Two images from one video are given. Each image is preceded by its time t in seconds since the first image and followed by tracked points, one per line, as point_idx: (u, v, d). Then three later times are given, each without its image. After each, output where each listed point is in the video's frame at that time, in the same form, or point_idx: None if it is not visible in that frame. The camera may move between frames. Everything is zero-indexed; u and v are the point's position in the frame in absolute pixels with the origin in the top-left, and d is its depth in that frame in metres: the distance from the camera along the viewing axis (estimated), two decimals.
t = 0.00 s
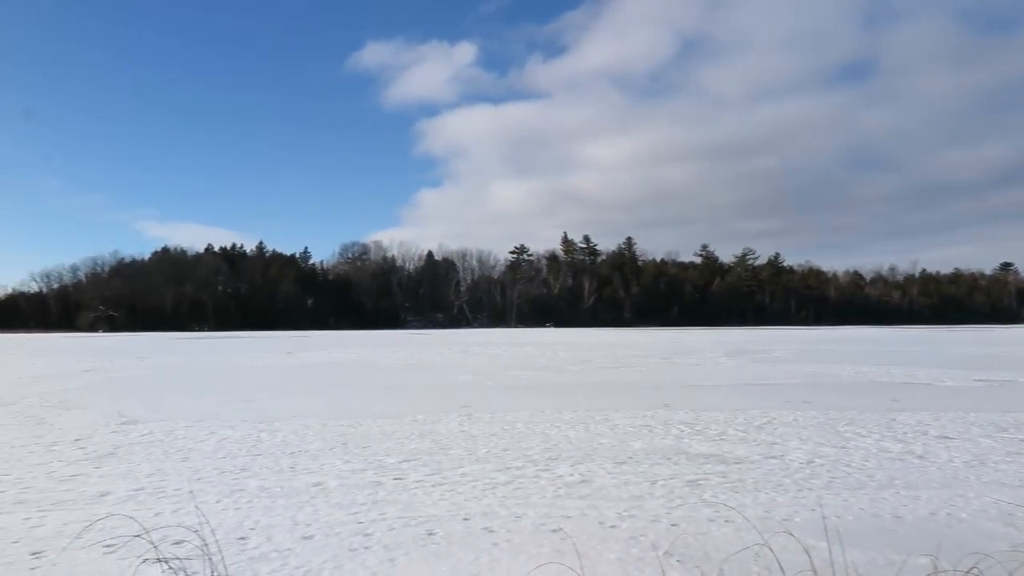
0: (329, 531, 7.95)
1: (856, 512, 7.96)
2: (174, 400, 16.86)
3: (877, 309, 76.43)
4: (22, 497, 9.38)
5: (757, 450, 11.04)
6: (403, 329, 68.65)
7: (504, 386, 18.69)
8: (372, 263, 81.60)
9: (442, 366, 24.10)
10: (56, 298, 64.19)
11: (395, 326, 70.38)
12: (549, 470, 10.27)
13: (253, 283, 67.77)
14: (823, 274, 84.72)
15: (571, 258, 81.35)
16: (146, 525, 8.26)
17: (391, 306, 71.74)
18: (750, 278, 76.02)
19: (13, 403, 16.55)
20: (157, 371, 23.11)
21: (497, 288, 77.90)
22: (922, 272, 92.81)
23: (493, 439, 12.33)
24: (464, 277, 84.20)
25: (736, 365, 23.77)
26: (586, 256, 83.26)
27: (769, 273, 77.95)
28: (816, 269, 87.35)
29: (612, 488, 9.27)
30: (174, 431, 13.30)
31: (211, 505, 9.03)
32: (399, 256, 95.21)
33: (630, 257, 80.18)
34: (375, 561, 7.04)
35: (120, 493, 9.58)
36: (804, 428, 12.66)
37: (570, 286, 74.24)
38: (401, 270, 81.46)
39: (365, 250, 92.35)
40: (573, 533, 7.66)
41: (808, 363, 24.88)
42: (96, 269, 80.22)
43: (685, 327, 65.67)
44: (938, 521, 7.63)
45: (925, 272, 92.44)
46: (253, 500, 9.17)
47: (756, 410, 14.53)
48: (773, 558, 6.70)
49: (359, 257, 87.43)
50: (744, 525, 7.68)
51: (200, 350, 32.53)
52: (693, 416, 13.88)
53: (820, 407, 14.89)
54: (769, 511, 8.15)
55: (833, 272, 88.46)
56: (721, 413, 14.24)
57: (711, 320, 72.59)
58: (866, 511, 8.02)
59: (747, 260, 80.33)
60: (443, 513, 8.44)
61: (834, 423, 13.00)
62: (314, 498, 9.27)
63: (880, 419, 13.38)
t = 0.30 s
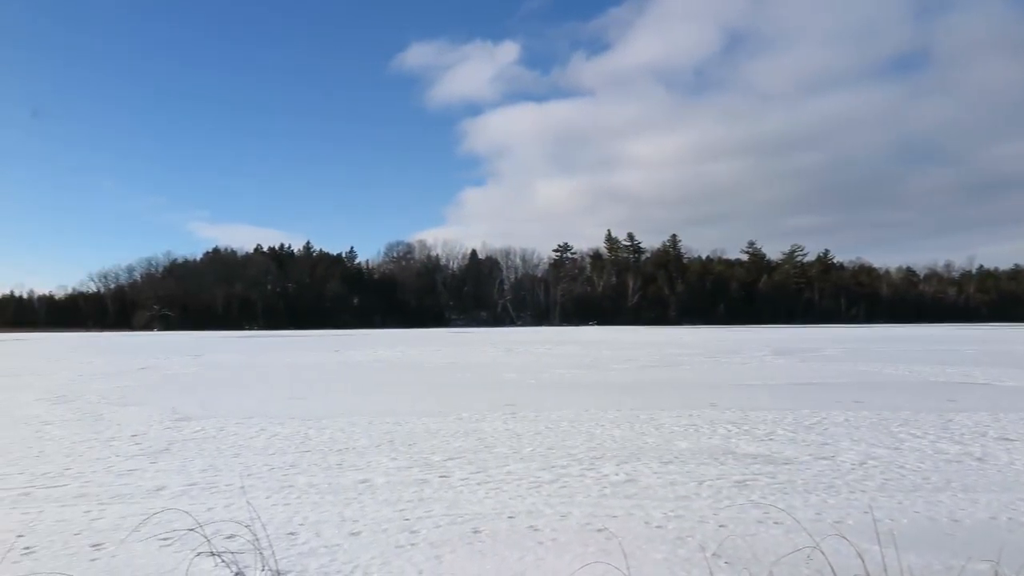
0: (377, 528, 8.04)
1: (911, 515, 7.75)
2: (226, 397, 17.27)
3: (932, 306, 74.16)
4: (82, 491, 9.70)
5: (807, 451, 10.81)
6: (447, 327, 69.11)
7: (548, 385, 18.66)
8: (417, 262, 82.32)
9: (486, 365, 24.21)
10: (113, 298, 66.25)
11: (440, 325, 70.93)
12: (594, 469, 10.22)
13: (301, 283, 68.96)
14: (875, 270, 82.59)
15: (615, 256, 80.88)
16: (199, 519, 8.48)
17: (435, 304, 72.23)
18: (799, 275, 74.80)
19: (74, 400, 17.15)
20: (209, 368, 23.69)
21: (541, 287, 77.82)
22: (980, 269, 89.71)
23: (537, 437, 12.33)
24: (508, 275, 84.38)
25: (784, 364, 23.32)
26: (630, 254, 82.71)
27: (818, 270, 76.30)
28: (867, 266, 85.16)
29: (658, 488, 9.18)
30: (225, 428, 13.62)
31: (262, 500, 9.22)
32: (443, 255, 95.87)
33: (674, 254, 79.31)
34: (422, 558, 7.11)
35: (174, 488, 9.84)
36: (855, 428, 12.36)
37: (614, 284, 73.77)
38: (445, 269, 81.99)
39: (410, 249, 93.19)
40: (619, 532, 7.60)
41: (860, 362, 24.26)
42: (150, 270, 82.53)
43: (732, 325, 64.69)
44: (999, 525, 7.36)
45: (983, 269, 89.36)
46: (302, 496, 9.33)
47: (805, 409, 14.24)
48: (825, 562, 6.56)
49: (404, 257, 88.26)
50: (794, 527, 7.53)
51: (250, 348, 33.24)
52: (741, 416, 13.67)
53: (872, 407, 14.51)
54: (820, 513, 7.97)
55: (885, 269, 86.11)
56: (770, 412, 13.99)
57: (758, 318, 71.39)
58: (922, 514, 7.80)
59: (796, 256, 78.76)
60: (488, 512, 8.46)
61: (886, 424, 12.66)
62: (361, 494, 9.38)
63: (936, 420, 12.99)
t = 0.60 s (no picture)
0: (420, 525, 8.11)
1: (964, 519, 7.52)
2: (272, 394, 17.64)
3: (986, 303, 71.83)
4: (136, 485, 10.00)
5: (855, 451, 10.59)
6: (488, 326, 69.35)
7: (589, 383, 18.62)
8: (458, 261, 82.82)
9: (527, 363, 24.23)
10: (162, 297, 68.02)
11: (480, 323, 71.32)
12: (636, 468, 10.16)
13: (343, 282, 69.91)
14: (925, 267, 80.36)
15: (656, 253, 80.23)
16: (247, 514, 8.66)
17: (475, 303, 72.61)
18: (845, 272, 73.27)
19: (127, 396, 17.66)
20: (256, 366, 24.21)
21: (581, 285, 77.63)
22: None
23: (580, 436, 12.31)
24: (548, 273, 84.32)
25: (830, 363, 22.88)
26: (672, 252, 82.01)
27: (866, 267, 74.52)
28: (917, 262, 82.90)
29: (702, 488, 9.08)
30: (271, 425, 13.90)
31: (307, 496, 9.38)
32: (484, 254, 96.27)
33: (717, 251, 78.34)
34: (464, 555, 7.15)
35: (223, 483, 10.08)
36: (905, 428, 12.07)
37: (655, 281, 73.22)
38: (485, 267, 82.30)
39: (450, 248, 93.80)
40: (662, 532, 7.54)
41: (910, 360, 23.66)
42: (199, 270, 84.71)
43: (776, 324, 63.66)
44: None
45: None
46: (346, 493, 9.46)
47: (852, 409, 13.94)
48: (874, 566, 6.41)
49: (444, 255, 88.89)
50: (842, 529, 7.38)
51: (295, 347, 33.84)
52: (786, 415, 13.43)
53: (923, 407, 14.14)
54: (869, 514, 7.80)
55: (936, 265, 83.73)
56: (816, 412, 13.74)
57: (803, 316, 70.16)
58: (976, 518, 7.57)
59: (842, 253, 77.10)
60: (529, 510, 8.47)
61: (939, 425, 12.32)
62: (403, 491, 9.48)
63: (990, 421, 12.58)
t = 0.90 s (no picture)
0: (456, 522, 8.16)
1: (1012, 522, 7.33)
2: (309, 391, 17.88)
3: None
4: (178, 480, 10.21)
5: (896, 452, 10.38)
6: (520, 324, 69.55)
7: (623, 381, 18.53)
8: (490, 259, 83.07)
9: (560, 361, 24.28)
10: (201, 296, 69.37)
11: (512, 321, 71.55)
12: (671, 467, 10.10)
13: (377, 281, 70.63)
14: (968, 264, 78.39)
15: (690, 251, 79.53)
16: (286, 509, 8.79)
17: (508, 301, 72.85)
18: (884, 269, 71.88)
19: (169, 393, 18.07)
20: (293, 364, 24.56)
21: (614, 283, 77.34)
22: None
23: (615, 434, 12.27)
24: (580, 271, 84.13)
25: (869, 362, 22.47)
26: (706, 249, 81.23)
27: (906, 264, 73.00)
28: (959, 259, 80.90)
29: (739, 488, 8.98)
30: (309, 421, 14.10)
31: (344, 492, 9.50)
32: (516, 251, 96.36)
33: (752, 249, 77.37)
34: (501, 553, 7.18)
35: (262, 479, 10.25)
36: (948, 429, 11.81)
37: (689, 279, 72.64)
38: (518, 265, 82.37)
39: (483, 246, 94.07)
40: (699, 532, 7.49)
41: (953, 359, 23.10)
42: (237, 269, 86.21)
43: (813, 322, 62.65)
44: None
45: None
46: (383, 489, 9.55)
47: (893, 409, 13.67)
48: (918, 569, 6.29)
49: (477, 253, 89.20)
50: (884, 531, 7.26)
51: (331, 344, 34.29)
52: (825, 415, 13.23)
53: (967, 407, 13.82)
54: (913, 516, 7.65)
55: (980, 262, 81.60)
56: (855, 411, 13.52)
57: (840, 314, 69.02)
58: None
59: (881, 250, 75.61)
60: (565, 508, 8.47)
61: (984, 426, 12.01)
62: (439, 489, 9.54)
63: None
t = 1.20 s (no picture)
0: (488, 519, 8.18)
1: None
2: (342, 389, 18.08)
3: None
4: (215, 475, 10.39)
5: (936, 452, 10.19)
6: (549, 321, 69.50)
7: (655, 380, 18.44)
8: (520, 257, 83.13)
9: (592, 359, 24.25)
10: (235, 294, 70.43)
11: (542, 318, 71.63)
12: (705, 466, 10.01)
13: (408, 279, 71.08)
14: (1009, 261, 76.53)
15: (721, 248, 78.76)
16: (321, 505, 8.90)
17: (538, 298, 72.88)
18: (921, 266, 70.47)
19: (204, 389, 18.39)
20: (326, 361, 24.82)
21: (645, 280, 76.94)
22: None
23: (647, 433, 12.22)
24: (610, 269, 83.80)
25: (906, 361, 22.08)
26: (738, 247, 80.41)
27: (944, 261, 71.51)
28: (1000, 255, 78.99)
29: (774, 488, 8.88)
30: (341, 418, 14.25)
31: (377, 488, 9.59)
32: (546, 249, 96.28)
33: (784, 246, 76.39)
34: (534, 551, 7.19)
35: (297, 474, 10.38)
36: (990, 429, 11.56)
37: (721, 276, 71.94)
38: (548, 263, 82.29)
39: (512, 244, 94.13)
40: (734, 532, 7.43)
41: (994, 358, 22.61)
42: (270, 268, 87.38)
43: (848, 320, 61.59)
44: None
45: None
46: (416, 486, 9.62)
47: (931, 408, 13.42)
48: (960, 572, 6.18)
49: (506, 252, 89.30)
50: (924, 532, 7.13)
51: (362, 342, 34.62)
52: (862, 415, 13.02)
53: (1008, 407, 13.50)
54: (954, 518, 7.50)
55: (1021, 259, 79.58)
56: (892, 411, 13.29)
57: (876, 312, 67.91)
58: None
59: (918, 247, 74.15)
60: (598, 506, 8.45)
61: None
62: (471, 486, 9.58)
63: None
